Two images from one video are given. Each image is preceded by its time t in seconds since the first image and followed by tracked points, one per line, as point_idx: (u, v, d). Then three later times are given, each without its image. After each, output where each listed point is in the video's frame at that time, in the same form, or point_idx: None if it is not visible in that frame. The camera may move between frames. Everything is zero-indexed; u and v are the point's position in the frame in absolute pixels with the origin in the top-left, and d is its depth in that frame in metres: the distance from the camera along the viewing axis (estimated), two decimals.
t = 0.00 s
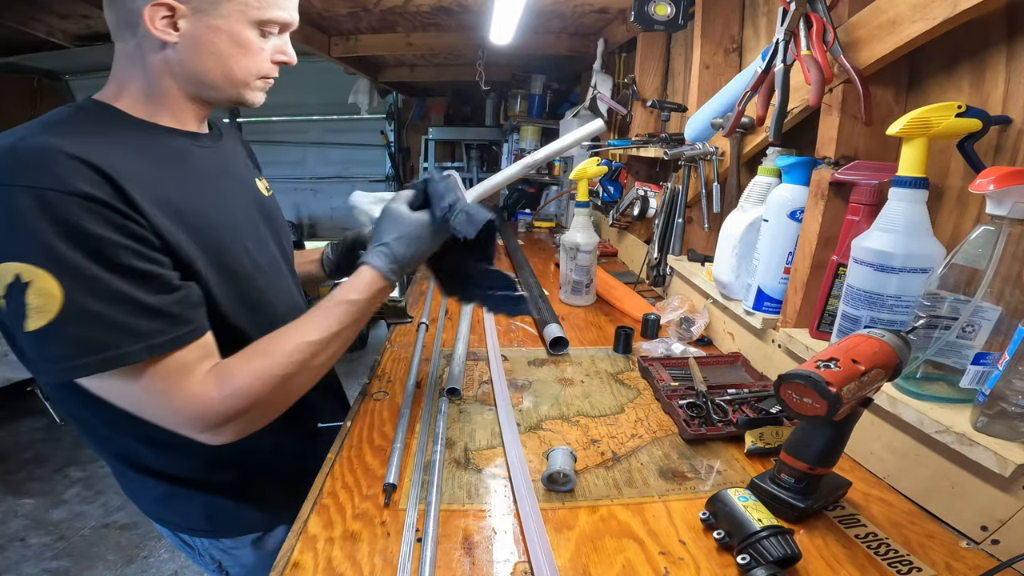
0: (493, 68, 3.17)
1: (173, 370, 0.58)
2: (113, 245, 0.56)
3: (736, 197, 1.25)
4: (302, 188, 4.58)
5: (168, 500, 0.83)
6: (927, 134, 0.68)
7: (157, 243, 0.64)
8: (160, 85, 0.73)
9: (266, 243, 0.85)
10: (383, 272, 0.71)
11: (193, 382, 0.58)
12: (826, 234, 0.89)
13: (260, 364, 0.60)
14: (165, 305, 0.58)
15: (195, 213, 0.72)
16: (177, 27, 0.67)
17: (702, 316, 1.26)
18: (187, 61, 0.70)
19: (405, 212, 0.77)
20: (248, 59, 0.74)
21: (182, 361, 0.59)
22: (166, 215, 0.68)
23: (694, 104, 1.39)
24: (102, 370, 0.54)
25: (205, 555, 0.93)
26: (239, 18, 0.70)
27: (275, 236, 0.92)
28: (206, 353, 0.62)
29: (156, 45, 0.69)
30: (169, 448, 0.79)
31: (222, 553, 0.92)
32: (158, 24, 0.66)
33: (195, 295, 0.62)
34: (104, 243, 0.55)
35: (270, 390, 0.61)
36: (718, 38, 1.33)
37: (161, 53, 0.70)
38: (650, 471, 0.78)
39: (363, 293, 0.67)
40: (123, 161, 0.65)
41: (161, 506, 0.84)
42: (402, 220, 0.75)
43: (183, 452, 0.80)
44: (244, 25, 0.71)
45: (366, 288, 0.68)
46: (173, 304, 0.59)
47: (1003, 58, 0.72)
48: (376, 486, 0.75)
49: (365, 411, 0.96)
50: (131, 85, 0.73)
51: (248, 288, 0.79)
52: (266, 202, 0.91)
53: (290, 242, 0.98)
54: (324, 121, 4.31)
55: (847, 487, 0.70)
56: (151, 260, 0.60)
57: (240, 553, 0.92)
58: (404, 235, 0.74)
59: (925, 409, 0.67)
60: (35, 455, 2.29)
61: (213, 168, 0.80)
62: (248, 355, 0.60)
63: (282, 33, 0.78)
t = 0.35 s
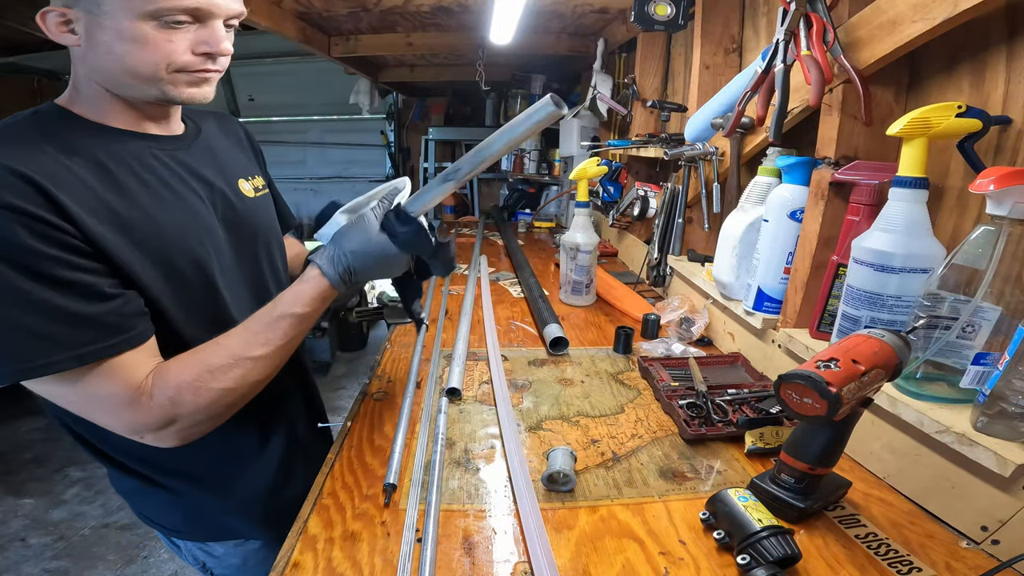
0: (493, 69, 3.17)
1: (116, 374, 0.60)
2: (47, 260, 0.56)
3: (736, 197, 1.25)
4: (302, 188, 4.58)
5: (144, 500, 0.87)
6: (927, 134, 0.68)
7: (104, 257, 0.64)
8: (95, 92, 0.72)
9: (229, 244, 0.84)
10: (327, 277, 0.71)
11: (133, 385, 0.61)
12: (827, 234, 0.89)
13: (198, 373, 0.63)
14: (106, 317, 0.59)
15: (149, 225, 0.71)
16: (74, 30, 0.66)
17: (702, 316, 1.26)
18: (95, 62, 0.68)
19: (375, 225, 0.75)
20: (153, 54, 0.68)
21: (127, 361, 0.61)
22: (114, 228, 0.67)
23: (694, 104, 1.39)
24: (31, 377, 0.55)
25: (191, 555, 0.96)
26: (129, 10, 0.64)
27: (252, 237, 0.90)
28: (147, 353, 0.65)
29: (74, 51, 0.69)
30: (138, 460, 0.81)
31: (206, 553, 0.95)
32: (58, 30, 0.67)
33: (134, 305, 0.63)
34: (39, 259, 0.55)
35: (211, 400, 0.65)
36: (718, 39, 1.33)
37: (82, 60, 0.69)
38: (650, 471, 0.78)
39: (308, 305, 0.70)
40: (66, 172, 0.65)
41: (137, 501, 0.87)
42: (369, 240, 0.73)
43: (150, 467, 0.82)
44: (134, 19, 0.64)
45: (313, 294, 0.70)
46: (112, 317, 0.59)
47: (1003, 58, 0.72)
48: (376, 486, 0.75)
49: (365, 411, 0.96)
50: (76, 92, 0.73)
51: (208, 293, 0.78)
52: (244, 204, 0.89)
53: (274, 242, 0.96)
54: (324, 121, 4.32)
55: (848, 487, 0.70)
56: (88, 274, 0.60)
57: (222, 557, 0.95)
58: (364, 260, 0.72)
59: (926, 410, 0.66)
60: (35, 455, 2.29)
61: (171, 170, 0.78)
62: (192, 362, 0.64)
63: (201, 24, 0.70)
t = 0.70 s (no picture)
0: (493, 69, 3.17)
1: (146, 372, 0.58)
2: (57, 255, 0.55)
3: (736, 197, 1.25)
4: (301, 188, 4.58)
5: (150, 503, 0.84)
6: (927, 134, 0.68)
7: (116, 250, 0.64)
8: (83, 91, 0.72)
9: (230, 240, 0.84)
10: (377, 305, 0.56)
11: (167, 387, 0.57)
12: (827, 234, 0.89)
13: (234, 391, 0.56)
14: (135, 306, 0.57)
15: (151, 222, 0.71)
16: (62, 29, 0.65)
17: (702, 316, 1.26)
18: (84, 62, 0.67)
19: (448, 251, 0.56)
20: (146, 55, 0.67)
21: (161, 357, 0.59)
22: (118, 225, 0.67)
23: (694, 104, 1.39)
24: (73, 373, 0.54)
25: (197, 558, 0.95)
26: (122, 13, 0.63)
27: (249, 235, 0.90)
28: (183, 354, 0.61)
29: (60, 49, 0.68)
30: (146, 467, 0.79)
31: (211, 557, 0.93)
32: (45, 29, 0.65)
33: (160, 297, 0.61)
34: (52, 255, 0.55)
35: (243, 416, 0.57)
36: (718, 39, 1.33)
37: (69, 60, 0.68)
38: (650, 471, 0.78)
39: (351, 334, 0.56)
40: (64, 170, 0.64)
41: (142, 504, 0.85)
42: (437, 273, 0.56)
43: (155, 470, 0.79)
44: (127, 19, 0.64)
45: (354, 326, 0.56)
46: (140, 306, 0.58)
47: (1003, 59, 0.72)
48: (376, 486, 0.75)
49: (365, 411, 0.96)
50: (63, 90, 0.73)
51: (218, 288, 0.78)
52: (236, 202, 0.89)
53: (266, 241, 0.96)
54: (324, 121, 4.32)
55: (848, 487, 0.70)
56: (104, 267, 0.59)
57: (231, 558, 0.92)
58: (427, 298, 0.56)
59: (925, 410, 0.67)
60: (35, 455, 2.29)
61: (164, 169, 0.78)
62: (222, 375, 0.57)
63: (195, 25, 0.70)
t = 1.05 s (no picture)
0: (493, 68, 3.16)
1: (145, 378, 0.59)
2: (64, 255, 0.55)
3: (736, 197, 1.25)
4: (301, 188, 4.58)
5: (154, 504, 0.84)
6: (927, 134, 0.68)
7: (124, 251, 0.63)
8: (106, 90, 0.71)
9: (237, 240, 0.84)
10: (366, 279, 0.72)
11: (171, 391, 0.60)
12: (826, 234, 0.89)
13: (247, 373, 0.63)
14: (133, 311, 0.58)
15: (162, 223, 0.71)
16: (108, 28, 0.64)
17: (702, 316, 1.26)
18: (122, 62, 0.66)
19: (414, 233, 0.76)
20: (191, 61, 0.68)
21: (158, 364, 0.60)
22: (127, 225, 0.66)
23: (694, 104, 1.39)
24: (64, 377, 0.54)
25: (204, 559, 0.94)
26: (177, 20, 0.64)
27: (254, 235, 0.90)
28: (178, 358, 0.63)
29: (91, 44, 0.66)
30: (148, 471, 0.79)
31: (215, 557, 0.94)
32: (89, 25, 0.63)
33: (159, 302, 0.61)
34: (59, 254, 0.55)
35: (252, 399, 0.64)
36: (718, 39, 1.33)
37: (102, 57, 0.67)
38: (650, 471, 0.78)
39: (349, 304, 0.69)
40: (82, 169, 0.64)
41: (143, 505, 0.85)
42: (409, 248, 0.74)
43: (157, 475, 0.80)
44: (182, 26, 0.65)
45: (352, 295, 0.70)
46: (138, 312, 0.58)
47: (1003, 59, 0.72)
48: (376, 486, 0.75)
49: (365, 411, 0.96)
50: (80, 88, 0.72)
51: (224, 291, 0.78)
52: (242, 203, 0.89)
53: (269, 244, 0.96)
54: (323, 121, 4.31)
55: (848, 487, 0.70)
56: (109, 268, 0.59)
57: (239, 557, 0.93)
58: (401, 264, 0.74)
59: (926, 409, 0.66)
60: (35, 455, 2.29)
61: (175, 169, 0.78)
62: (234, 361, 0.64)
63: (236, 35, 0.72)
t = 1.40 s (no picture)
0: (493, 68, 3.16)
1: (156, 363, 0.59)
2: (83, 241, 0.56)
3: (736, 197, 1.25)
4: (301, 188, 4.58)
5: (159, 501, 0.84)
6: (927, 133, 0.68)
7: (141, 241, 0.63)
8: (121, 88, 0.72)
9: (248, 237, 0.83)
10: (377, 276, 0.68)
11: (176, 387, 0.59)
12: (826, 234, 0.89)
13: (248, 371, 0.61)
14: (153, 297, 0.58)
15: (177, 216, 0.70)
16: (122, 25, 0.64)
17: (702, 316, 1.26)
18: (136, 59, 0.66)
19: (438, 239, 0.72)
20: (200, 57, 0.68)
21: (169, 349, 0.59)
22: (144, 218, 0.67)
23: (694, 104, 1.39)
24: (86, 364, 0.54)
25: (212, 558, 0.93)
26: (189, 16, 0.64)
27: (265, 232, 0.90)
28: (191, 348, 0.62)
29: (107, 41, 0.67)
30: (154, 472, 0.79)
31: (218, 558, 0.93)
32: (104, 22, 0.63)
33: (175, 291, 0.62)
34: (80, 240, 0.55)
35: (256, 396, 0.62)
36: (718, 39, 1.32)
37: (117, 54, 0.67)
38: (650, 471, 0.78)
39: (360, 301, 0.67)
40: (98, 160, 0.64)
41: (149, 504, 0.85)
42: (428, 250, 0.70)
43: (163, 475, 0.80)
44: (192, 22, 0.65)
45: (362, 291, 0.68)
46: (156, 299, 0.59)
47: (1003, 58, 0.72)
48: (376, 486, 0.75)
49: (365, 410, 0.96)
50: (97, 83, 0.72)
51: (233, 287, 0.77)
52: (253, 201, 0.89)
53: (280, 244, 0.95)
54: (323, 120, 4.31)
55: (848, 487, 0.70)
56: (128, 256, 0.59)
57: (248, 557, 0.92)
58: (418, 268, 0.69)
59: (926, 409, 0.66)
60: (35, 455, 2.29)
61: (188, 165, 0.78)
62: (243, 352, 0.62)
63: (246, 33, 0.72)
